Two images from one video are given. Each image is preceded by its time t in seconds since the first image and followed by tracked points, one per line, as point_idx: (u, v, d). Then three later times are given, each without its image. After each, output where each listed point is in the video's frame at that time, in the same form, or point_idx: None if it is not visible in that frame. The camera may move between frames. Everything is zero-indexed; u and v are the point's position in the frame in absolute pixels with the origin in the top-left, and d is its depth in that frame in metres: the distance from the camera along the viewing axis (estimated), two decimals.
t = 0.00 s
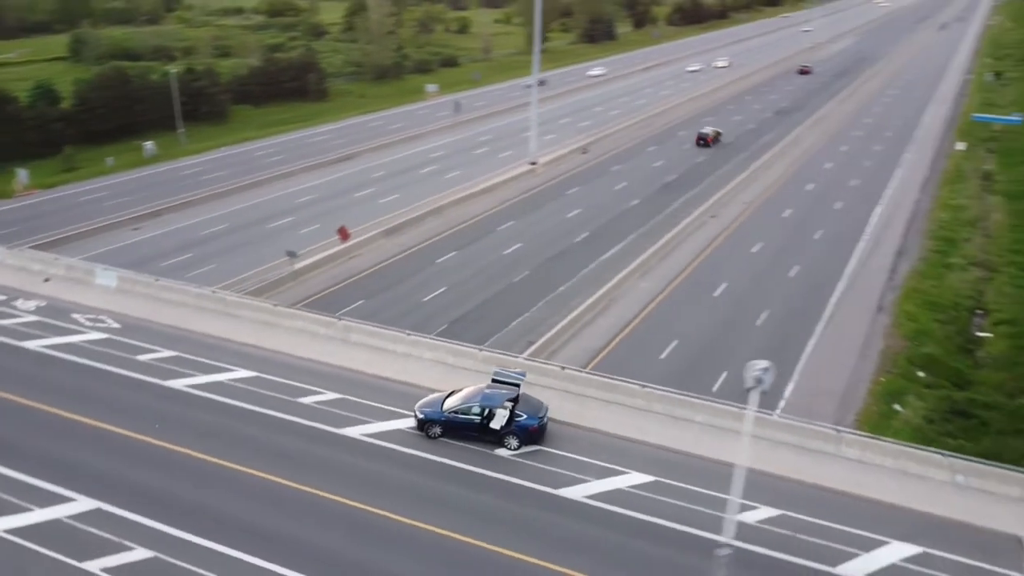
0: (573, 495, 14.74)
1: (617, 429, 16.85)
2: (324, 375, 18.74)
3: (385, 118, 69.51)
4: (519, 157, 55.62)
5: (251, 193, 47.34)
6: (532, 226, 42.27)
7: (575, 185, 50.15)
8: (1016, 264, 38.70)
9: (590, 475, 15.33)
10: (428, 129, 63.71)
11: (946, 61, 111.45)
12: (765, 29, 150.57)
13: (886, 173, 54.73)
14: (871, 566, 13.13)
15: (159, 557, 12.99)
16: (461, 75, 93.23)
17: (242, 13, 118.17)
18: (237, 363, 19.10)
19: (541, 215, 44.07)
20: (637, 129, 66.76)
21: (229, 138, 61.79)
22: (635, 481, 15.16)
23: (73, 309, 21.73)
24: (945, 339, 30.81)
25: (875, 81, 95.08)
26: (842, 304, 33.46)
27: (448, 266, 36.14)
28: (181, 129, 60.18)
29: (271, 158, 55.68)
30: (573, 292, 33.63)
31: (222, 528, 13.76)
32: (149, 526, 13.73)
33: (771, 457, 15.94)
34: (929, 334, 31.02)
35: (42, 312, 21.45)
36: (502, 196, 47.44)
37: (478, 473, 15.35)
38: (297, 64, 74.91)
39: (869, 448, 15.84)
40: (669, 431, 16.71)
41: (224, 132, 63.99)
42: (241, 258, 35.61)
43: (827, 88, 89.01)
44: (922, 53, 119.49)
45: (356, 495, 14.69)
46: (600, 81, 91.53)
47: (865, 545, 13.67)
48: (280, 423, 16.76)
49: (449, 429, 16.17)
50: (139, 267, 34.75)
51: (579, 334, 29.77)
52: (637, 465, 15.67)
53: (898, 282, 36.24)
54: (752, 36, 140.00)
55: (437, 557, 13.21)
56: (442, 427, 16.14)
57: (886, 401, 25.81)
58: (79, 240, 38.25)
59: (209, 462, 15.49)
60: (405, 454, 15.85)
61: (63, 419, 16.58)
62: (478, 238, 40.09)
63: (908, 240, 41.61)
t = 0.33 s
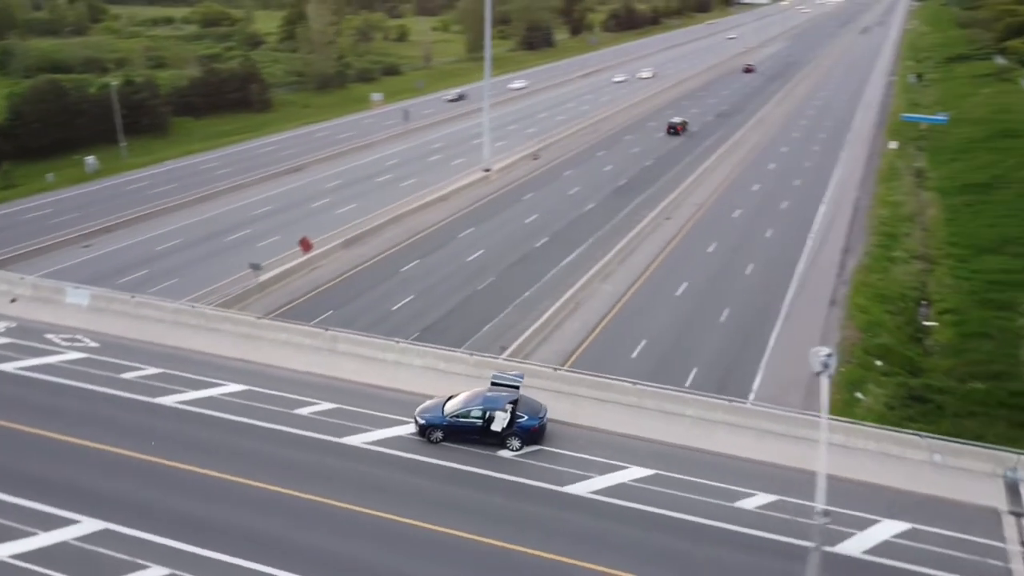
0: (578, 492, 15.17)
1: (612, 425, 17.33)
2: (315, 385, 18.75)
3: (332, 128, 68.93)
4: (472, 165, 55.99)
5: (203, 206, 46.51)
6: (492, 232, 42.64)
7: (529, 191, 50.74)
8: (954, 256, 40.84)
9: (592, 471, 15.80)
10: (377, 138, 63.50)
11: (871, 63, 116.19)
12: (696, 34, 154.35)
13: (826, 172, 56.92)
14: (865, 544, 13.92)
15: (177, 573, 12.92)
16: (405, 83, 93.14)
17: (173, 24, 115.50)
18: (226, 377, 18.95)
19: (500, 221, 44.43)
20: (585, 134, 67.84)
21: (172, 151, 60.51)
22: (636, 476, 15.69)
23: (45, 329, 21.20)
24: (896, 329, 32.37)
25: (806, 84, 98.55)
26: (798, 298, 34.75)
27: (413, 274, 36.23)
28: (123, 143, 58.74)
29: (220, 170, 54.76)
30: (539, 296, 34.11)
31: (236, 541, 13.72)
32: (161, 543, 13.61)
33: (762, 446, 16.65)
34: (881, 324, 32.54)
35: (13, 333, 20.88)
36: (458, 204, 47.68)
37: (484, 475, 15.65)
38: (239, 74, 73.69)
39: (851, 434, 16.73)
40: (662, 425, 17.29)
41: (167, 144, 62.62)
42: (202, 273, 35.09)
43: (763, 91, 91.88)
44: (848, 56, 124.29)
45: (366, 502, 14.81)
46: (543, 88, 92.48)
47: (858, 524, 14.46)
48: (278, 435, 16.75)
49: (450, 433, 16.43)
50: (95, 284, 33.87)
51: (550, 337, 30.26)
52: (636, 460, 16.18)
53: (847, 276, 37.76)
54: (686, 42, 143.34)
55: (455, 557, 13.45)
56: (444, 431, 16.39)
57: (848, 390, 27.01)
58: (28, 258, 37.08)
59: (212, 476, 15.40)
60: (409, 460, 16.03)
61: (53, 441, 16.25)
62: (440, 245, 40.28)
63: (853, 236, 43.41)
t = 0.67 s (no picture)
0: (584, 490, 15.52)
1: (607, 423, 17.77)
2: (309, 396, 18.79)
3: (284, 138, 68.22)
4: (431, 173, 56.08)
5: (160, 220, 45.60)
6: (457, 240, 42.84)
7: (490, 198, 51.09)
8: (902, 253, 42.62)
9: (594, 471, 16.18)
10: (331, 148, 63.02)
11: (808, 68, 119.95)
12: (639, 41, 157.01)
13: (775, 173, 58.68)
14: (861, 527, 14.54)
15: None
16: (355, 92, 92.68)
17: (109, 34, 112.60)
18: (217, 391, 18.81)
19: (463, 229, 44.64)
20: (540, 140, 68.54)
21: (121, 164, 59.12)
22: (638, 473, 16.13)
23: (21, 349, 20.69)
24: (855, 324, 33.69)
25: (749, 88, 101.26)
26: (761, 297, 35.81)
27: (383, 283, 36.23)
28: (69, 157, 57.21)
29: (173, 183, 53.72)
30: (511, 301, 34.45)
31: (252, 553, 13.70)
32: (175, 559, 13.50)
33: (753, 439, 17.30)
34: (841, 320, 33.82)
35: None
36: (421, 212, 47.76)
37: (490, 478, 15.90)
38: (186, 86, 72.31)
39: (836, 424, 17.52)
40: (656, 423, 17.79)
41: (115, 158, 61.16)
42: (168, 289, 34.50)
43: (708, 96, 94.05)
44: (786, 60, 128.08)
45: (376, 509, 14.93)
46: (493, 96, 93.02)
47: (852, 509, 15.12)
48: (280, 448, 16.72)
49: (452, 439, 16.64)
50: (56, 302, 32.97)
51: (525, 343, 30.69)
52: (635, 458, 16.62)
53: (805, 274, 39.06)
54: (630, 48, 145.66)
55: (471, 559, 13.67)
56: (445, 437, 16.59)
57: (817, 384, 28.09)
58: None
59: (217, 491, 15.32)
60: (414, 467, 16.19)
61: (48, 462, 15.95)
62: (407, 254, 40.31)
63: (807, 236, 44.89)
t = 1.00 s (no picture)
0: (588, 490, 15.84)
1: (603, 424, 18.14)
2: (304, 407, 18.75)
3: (241, 149, 67.32)
4: (394, 182, 55.98)
5: (120, 234, 44.65)
6: (426, 248, 42.87)
7: (455, 206, 51.23)
8: (859, 252, 44.07)
9: (596, 471, 16.51)
10: (290, 159, 62.38)
11: (755, 73, 122.91)
12: (589, 48, 158.88)
13: (732, 177, 60.05)
14: (855, 517, 15.16)
15: None
16: (310, 101, 91.94)
17: (49, 45, 109.56)
18: (210, 406, 18.66)
19: (432, 237, 44.69)
20: (500, 147, 68.86)
21: (74, 178, 57.70)
22: (639, 471, 16.51)
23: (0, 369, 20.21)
24: (820, 322, 34.76)
25: (700, 93, 103.34)
26: (729, 297, 36.66)
27: (356, 293, 36.14)
28: (19, 171, 55.62)
29: (130, 197, 52.61)
30: (486, 308, 34.69)
31: (266, 566, 13.65)
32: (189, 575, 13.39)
33: (744, 434, 17.85)
34: (807, 317, 34.89)
35: None
36: (388, 221, 47.68)
37: (494, 482, 16.11)
38: (136, 97, 70.74)
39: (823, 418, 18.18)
40: (650, 422, 18.24)
41: (67, 172, 59.65)
42: (136, 305, 33.89)
43: (661, 102, 95.71)
44: (733, 66, 131.03)
45: (385, 517, 14.98)
46: (449, 104, 93.10)
47: (846, 499, 15.74)
48: (281, 460, 16.68)
49: (455, 445, 16.81)
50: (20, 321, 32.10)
51: (503, 349, 31.02)
52: (635, 457, 17.00)
53: (770, 274, 40.09)
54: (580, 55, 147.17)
55: (486, 562, 13.84)
56: (447, 443, 16.75)
57: (789, 380, 29.00)
58: None
59: (222, 505, 15.21)
60: (418, 474, 16.32)
61: (45, 484, 15.65)
62: (377, 263, 40.24)
63: (768, 237, 46.06)
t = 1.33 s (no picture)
0: (592, 492, 16.11)
1: (599, 426, 18.50)
2: (300, 418, 18.72)
3: (202, 160, 66.38)
4: (362, 191, 55.76)
5: (83, 248, 43.69)
6: (399, 256, 42.83)
7: (425, 213, 51.24)
8: (822, 253, 45.28)
9: (597, 473, 16.79)
10: (253, 169, 61.71)
11: (709, 78, 125.21)
12: (545, 55, 160.12)
13: (695, 181, 61.13)
14: (850, 508, 15.67)
15: None
16: (268, 110, 91.01)
17: None
18: (204, 420, 18.49)
19: (403, 245, 44.68)
20: (464, 154, 69.05)
21: (30, 192, 56.25)
22: (638, 472, 16.83)
23: None
24: (790, 321, 35.66)
25: (657, 99, 104.97)
26: (702, 298, 37.37)
27: (332, 303, 35.96)
28: None
29: (90, 209, 51.51)
30: (464, 315, 34.81)
31: None
32: None
33: (736, 432, 18.38)
34: (777, 317, 35.79)
35: None
36: (358, 230, 47.52)
37: (498, 487, 16.28)
38: (91, 108, 69.23)
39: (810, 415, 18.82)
40: (645, 423, 18.67)
41: (21, 185, 58.10)
42: (107, 320, 33.29)
43: (620, 108, 96.87)
44: (688, 71, 133.26)
45: (392, 525, 15.01)
46: (410, 112, 93.00)
47: (840, 492, 16.27)
48: (282, 472, 16.58)
49: (456, 451, 16.93)
50: None
51: (484, 354, 31.22)
52: (633, 459, 17.33)
53: (738, 276, 40.94)
54: (537, 62, 148.22)
55: (499, 566, 13.96)
56: (448, 450, 16.87)
57: (765, 379, 29.76)
58: None
59: (226, 519, 15.06)
60: (421, 481, 16.41)
61: (41, 504, 15.34)
62: (351, 273, 40.09)
63: (734, 239, 47.02)
